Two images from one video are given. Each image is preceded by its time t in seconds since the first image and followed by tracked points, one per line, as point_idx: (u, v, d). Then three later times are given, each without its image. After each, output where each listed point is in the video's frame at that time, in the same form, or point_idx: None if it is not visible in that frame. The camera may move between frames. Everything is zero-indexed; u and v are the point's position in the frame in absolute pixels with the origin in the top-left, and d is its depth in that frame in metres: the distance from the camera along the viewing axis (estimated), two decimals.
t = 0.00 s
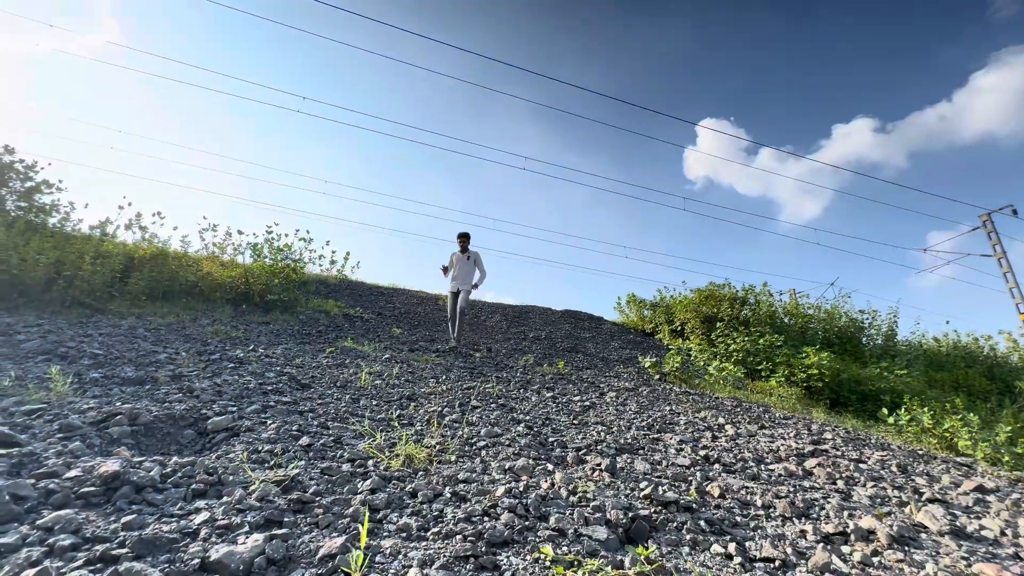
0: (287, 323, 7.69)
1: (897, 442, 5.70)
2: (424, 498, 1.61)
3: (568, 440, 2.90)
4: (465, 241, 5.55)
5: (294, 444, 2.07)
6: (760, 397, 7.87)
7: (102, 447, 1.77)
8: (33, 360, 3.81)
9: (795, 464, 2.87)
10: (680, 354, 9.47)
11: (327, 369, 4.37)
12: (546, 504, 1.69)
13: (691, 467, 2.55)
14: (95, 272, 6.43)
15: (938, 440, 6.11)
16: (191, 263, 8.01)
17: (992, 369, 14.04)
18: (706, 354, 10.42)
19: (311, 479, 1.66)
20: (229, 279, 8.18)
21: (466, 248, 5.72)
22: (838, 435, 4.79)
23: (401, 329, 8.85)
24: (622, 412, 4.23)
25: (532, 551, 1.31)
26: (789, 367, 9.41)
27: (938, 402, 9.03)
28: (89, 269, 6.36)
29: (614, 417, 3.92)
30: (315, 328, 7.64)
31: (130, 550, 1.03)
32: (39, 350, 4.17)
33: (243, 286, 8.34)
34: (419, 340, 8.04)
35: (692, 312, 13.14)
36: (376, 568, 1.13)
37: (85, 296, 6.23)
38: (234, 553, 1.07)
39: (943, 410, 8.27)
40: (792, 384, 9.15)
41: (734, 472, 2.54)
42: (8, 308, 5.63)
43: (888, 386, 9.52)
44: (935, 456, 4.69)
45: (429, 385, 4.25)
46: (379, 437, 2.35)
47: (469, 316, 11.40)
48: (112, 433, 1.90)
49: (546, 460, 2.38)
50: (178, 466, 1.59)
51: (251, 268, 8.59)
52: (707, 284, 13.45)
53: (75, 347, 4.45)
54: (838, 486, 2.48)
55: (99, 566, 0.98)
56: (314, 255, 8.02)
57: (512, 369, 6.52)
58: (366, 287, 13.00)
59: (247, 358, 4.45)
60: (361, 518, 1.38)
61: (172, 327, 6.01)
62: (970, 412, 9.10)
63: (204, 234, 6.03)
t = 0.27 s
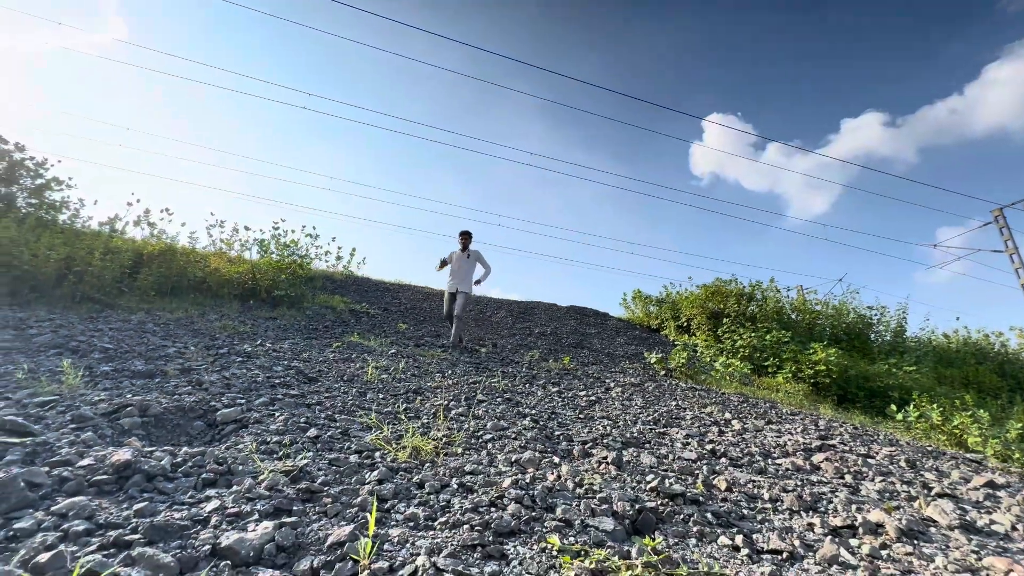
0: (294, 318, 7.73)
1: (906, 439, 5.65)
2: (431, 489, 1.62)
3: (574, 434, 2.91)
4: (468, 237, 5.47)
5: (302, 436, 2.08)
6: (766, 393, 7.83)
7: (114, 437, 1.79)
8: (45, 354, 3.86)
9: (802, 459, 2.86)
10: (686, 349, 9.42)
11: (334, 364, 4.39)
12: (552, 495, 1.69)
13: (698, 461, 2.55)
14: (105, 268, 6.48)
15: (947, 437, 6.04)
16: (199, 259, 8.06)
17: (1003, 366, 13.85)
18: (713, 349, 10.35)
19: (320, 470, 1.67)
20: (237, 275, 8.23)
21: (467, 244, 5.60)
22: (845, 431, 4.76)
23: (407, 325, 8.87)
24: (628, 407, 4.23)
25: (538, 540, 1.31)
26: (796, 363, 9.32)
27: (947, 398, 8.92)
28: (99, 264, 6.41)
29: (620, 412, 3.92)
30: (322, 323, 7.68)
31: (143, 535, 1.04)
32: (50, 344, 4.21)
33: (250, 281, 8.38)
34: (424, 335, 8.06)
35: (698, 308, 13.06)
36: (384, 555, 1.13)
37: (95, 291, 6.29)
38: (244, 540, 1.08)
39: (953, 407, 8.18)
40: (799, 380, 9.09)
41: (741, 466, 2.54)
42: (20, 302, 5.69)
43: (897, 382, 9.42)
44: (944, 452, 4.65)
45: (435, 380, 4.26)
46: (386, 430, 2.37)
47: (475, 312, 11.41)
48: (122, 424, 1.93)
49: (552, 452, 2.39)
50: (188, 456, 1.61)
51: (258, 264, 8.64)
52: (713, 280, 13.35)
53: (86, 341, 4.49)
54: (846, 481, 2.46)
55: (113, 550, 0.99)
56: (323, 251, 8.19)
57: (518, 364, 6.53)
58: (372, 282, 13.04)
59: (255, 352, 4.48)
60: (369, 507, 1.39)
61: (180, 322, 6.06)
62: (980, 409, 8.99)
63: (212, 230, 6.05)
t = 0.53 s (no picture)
0: (304, 313, 7.80)
1: (920, 435, 5.57)
2: (442, 479, 1.63)
3: (583, 428, 2.91)
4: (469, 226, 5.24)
5: (314, 427, 2.11)
6: (777, 389, 7.76)
7: (131, 428, 1.83)
8: (63, 347, 3.93)
9: (813, 453, 2.83)
10: (695, 344, 9.36)
11: (345, 358, 4.43)
12: (562, 487, 1.69)
13: (708, 454, 2.53)
14: (119, 263, 6.56)
15: (962, 434, 5.94)
16: (211, 255, 8.14)
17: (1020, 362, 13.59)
18: (722, 345, 10.23)
19: (331, 460, 1.69)
20: (248, 271, 8.30)
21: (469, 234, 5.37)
22: (857, 426, 4.72)
23: (416, 320, 8.91)
24: (637, 401, 4.22)
25: (549, 530, 1.31)
26: (807, 358, 9.22)
27: (962, 395, 8.78)
28: (113, 260, 6.49)
29: (629, 406, 3.92)
30: (332, 318, 7.74)
31: (161, 521, 1.06)
32: (67, 338, 4.29)
33: (261, 277, 8.46)
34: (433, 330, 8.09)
35: (707, 303, 12.93)
36: (397, 543, 1.14)
37: (110, 286, 6.38)
38: (259, 526, 1.09)
39: (968, 403, 8.05)
40: (810, 376, 8.99)
41: (752, 460, 2.52)
42: (37, 298, 5.80)
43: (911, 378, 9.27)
44: (958, 448, 4.58)
45: (445, 374, 4.28)
46: (396, 422, 2.39)
47: (483, 308, 11.42)
48: (139, 415, 1.96)
49: (561, 445, 2.39)
50: (203, 446, 1.64)
51: (268, 260, 8.73)
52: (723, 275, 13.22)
53: (102, 335, 4.57)
54: (858, 475, 2.44)
55: (132, 535, 1.01)
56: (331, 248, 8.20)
57: (526, 359, 6.53)
58: (380, 278, 13.10)
59: (266, 346, 4.53)
60: (381, 497, 1.41)
61: (193, 317, 6.14)
62: (997, 405, 8.83)
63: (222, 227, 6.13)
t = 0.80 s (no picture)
0: (317, 308, 7.88)
1: (938, 431, 5.46)
2: (456, 468, 1.64)
3: (595, 420, 2.90)
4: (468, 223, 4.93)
5: (330, 418, 2.13)
6: (791, 384, 7.66)
7: (152, 416, 1.86)
8: (85, 341, 4.01)
9: (829, 447, 2.80)
10: (708, 338, 9.27)
11: (358, 351, 4.47)
12: (576, 476, 1.70)
13: (722, 447, 2.52)
14: (137, 259, 6.65)
15: (982, 430, 5.82)
16: (225, 251, 8.25)
17: None
18: (735, 339, 10.11)
19: (348, 449, 1.71)
20: (262, 266, 8.40)
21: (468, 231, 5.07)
22: (874, 421, 4.65)
23: (427, 315, 8.95)
24: (649, 395, 4.20)
25: (564, 518, 1.32)
26: (822, 353, 9.08)
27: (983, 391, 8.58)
28: (130, 256, 6.59)
29: (641, 399, 3.90)
30: (344, 313, 7.82)
31: (185, 504, 1.08)
32: (88, 332, 4.38)
33: (274, 272, 8.55)
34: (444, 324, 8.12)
35: (720, 298, 12.78)
36: (414, 528, 1.16)
37: (128, 282, 6.49)
38: (279, 510, 1.11)
39: (988, 399, 7.88)
40: (825, 371, 8.86)
41: (767, 453, 2.51)
42: (58, 293, 5.91)
43: (929, 374, 9.09)
44: (978, 443, 4.50)
45: (457, 367, 4.30)
46: (410, 413, 2.41)
47: (494, 303, 11.44)
48: (160, 404, 2.00)
49: (574, 437, 2.39)
50: (223, 434, 1.67)
51: (281, 256, 8.76)
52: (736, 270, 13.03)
53: (121, 330, 4.65)
54: (875, 469, 2.41)
55: (158, 516, 1.04)
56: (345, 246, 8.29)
57: (537, 353, 6.54)
58: (391, 273, 13.17)
59: (281, 341, 4.59)
60: (397, 484, 1.43)
61: (209, 312, 6.24)
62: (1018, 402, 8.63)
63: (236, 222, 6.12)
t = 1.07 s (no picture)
0: (332, 304, 7.97)
1: (961, 427, 5.34)
2: (472, 460, 1.65)
3: (610, 414, 2.90)
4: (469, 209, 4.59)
5: (347, 410, 2.16)
6: (808, 379, 7.55)
7: (175, 408, 1.90)
8: (108, 336, 4.11)
9: (849, 441, 2.76)
10: (722, 333, 9.16)
11: (373, 346, 4.52)
12: (592, 469, 1.70)
13: (739, 441, 2.50)
14: (157, 257, 6.76)
15: (1008, 426, 5.67)
16: (241, 248, 8.37)
17: None
18: (750, 334, 9.95)
19: (365, 441, 1.73)
20: (277, 263, 8.50)
21: (469, 219, 4.72)
22: (894, 416, 4.57)
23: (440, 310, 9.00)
24: (664, 390, 4.18)
25: (581, 510, 1.31)
26: (840, 348, 8.92)
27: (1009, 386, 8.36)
28: (150, 254, 6.69)
29: (655, 394, 3.89)
30: (358, 309, 7.89)
31: (209, 493, 1.11)
32: (111, 328, 4.49)
33: (289, 269, 8.65)
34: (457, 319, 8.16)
35: (734, 293, 12.63)
36: (432, 518, 1.17)
37: (149, 279, 6.62)
38: (300, 499, 1.13)
39: (1013, 395, 7.67)
40: (843, 366, 8.70)
41: (785, 447, 2.48)
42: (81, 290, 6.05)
43: (951, 369, 8.88)
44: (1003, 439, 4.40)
45: (470, 362, 4.32)
46: (425, 406, 2.43)
47: (506, 298, 11.45)
48: (182, 397, 2.04)
49: (589, 430, 2.39)
50: (244, 426, 1.70)
51: (296, 253, 8.84)
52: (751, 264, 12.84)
53: (143, 325, 4.76)
54: (897, 464, 2.37)
55: (185, 504, 1.06)
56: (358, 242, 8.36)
57: (551, 348, 6.54)
58: (404, 269, 13.25)
59: (297, 335, 4.65)
60: (415, 475, 1.44)
61: (228, 308, 6.35)
62: None
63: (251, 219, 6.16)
